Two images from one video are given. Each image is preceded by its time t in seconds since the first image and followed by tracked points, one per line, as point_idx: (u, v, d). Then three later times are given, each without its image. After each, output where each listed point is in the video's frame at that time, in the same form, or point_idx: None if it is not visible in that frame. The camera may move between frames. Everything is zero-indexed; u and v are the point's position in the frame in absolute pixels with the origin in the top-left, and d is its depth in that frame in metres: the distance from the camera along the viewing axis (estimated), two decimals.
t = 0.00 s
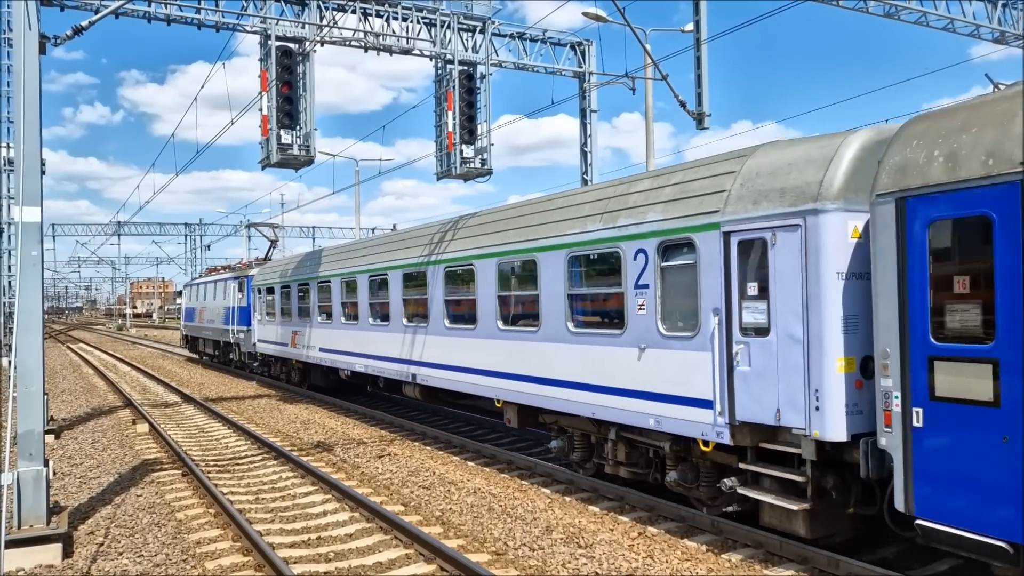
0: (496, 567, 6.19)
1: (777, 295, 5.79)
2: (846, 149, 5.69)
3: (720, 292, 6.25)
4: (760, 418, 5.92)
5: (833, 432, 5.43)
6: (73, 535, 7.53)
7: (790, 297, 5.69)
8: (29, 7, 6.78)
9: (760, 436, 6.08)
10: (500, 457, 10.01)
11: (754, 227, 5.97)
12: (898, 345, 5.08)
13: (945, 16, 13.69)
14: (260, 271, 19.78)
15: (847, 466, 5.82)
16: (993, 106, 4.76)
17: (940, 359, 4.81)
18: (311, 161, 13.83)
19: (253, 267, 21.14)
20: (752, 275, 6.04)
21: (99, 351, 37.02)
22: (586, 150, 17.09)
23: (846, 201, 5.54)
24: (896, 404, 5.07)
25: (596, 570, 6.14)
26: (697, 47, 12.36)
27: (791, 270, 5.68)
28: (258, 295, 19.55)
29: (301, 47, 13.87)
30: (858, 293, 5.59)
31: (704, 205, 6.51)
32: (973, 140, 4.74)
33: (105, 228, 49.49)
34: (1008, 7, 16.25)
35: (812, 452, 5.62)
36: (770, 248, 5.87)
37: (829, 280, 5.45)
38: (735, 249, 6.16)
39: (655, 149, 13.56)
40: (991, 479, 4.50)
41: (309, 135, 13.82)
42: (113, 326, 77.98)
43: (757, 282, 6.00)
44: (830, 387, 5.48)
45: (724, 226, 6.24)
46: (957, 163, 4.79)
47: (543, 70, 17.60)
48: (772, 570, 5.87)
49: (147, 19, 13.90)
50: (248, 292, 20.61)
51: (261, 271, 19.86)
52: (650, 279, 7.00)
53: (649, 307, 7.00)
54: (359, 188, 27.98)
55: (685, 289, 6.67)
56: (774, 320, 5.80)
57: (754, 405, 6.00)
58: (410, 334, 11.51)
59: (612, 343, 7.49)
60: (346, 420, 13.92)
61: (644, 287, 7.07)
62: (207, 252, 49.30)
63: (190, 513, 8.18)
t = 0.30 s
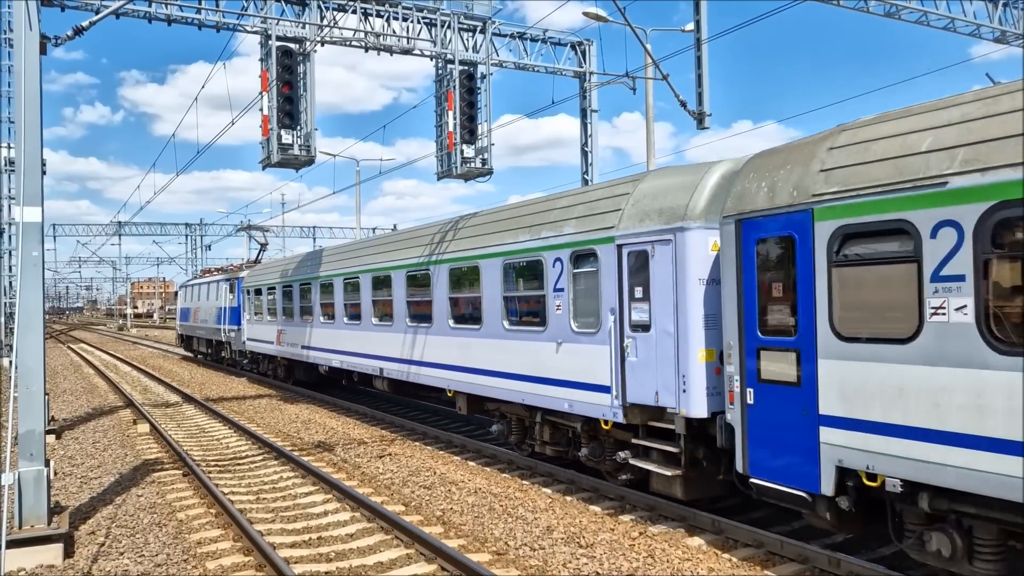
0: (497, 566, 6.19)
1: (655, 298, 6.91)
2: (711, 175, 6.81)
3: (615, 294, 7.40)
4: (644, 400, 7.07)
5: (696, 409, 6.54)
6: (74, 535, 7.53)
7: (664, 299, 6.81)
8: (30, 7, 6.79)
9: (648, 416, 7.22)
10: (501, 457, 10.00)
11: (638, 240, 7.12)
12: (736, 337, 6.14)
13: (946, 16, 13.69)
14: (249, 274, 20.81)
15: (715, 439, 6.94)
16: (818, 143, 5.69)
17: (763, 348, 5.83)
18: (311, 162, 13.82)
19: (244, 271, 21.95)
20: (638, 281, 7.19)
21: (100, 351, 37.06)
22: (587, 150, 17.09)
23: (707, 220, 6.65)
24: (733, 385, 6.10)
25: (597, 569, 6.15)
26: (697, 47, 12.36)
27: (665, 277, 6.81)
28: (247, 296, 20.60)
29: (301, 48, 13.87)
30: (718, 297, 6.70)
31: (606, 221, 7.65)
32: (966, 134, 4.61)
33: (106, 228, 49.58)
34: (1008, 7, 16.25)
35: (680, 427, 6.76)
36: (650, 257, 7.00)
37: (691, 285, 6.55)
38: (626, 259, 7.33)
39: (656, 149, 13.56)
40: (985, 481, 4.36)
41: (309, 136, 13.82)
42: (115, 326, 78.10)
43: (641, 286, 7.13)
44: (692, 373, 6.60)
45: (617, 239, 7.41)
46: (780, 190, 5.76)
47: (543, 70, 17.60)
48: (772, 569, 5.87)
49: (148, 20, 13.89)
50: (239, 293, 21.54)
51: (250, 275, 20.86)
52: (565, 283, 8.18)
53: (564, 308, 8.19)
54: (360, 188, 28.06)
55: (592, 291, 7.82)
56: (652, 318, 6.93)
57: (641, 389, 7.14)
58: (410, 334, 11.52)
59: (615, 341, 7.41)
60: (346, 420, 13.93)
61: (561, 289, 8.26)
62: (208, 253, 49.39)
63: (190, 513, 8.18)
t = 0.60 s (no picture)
0: (498, 566, 6.20)
1: (569, 300, 8.10)
2: (613, 197, 8.04)
3: (540, 297, 8.60)
4: (561, 387, 8.26)
5: (601, 394, 7.72)
6: (76, 535, 7.53)
7: (575, 301, 8.01)
8: (30, 7, 6.79)
9: (566, 400, 8.41)
10: (502, 456, 10.00)
11: (556, 251, 8.33)
12: (626, 332, 7.26)
13: (948, 16, 13.68)
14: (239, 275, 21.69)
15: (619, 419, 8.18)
16: (696, 171, 6.66)
17: (645, 341, 6.93)
18: (312, 161, 13.81)
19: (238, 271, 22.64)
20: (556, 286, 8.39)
21: (100, 351, 37.09)
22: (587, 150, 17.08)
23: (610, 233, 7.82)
24: (625, 373, 7.22)
25: (597, 569, 6.15)
26: (698, 47, 12.35)
27: (576, 282, 8.00)
28: (238, 295, 21.51)
29: (302, 48, 13.87)
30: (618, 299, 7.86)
31: (534, 233, 8.87)
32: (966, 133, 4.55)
33: (107, 228, 49.61)
34: (1010, 7, 16.24)
35: (591, 409, 7.95)
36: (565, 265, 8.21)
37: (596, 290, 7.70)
38: (548, 266, 8.53)
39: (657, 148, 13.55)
40: (985, 481, 4.33)
41: (310, 135, 13.82)
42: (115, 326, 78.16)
43: (559, 290, 8.34)
44: (597, 363, 7.77)
45: (541, 249, 8.65)
46: (658, 211, 6.82)
47: (544, 70, 17.59)
48: (772, 569, 5.87)
49: (148, 19, 13.88)
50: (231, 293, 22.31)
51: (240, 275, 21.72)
52: (501, 286, 9.35)
53: (500, 308, 9.35)
54: (360, 188, 28.08)
55: (522, 294, 8.99)
56: (567, 318, 8.11)
57: (561, 378, 8.33)
58: (411, 333, 11.55)
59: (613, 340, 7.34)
60: (348, 420, 13.93)
61: (498, 292, 9.42)
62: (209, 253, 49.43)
63: (191, 513, 8.18)
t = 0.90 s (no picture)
0: (499, 565, 6.20)
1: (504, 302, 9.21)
2: (541, 211, 9.22)
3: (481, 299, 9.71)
4: (499, 377, 9.38)
5: (529, 383, 8.78)
6: (78, 535, 7.54)
7: (509, 302, 9.12)
8: (32, 7, 6.79)
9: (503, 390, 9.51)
10: (503, 456, 9.99)
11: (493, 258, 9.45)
12: (548, 328, 8.39)
13: (950, 15, 13.67)
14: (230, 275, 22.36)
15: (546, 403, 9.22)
16: (646, 185, 7.15)
17: (562, 336, 8.06)
18: (313, 161, 13.81)
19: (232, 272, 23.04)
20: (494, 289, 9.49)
21: (100, 351, 37.09)
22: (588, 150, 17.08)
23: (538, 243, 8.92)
24: (547, 364, 8.34)
25: (599, 569, 6.15)
26: (699, 46, 12.35)
27: (510, 285, 9.10)
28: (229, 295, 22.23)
29: (303, 47, 13.88)
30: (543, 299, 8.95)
31: (477, 243, 10.00)
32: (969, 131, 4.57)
33: (108, 228, 49.61)
34: (1012, 6, 16.22)
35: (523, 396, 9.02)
36: (502, 270, 9.31)
37: (525, 291, 8.81)
38: (488, 271, 9.64)
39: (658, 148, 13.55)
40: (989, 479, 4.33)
41: (311, 135, 13.81)
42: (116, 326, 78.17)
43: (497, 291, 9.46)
44: (527, 356, 8.84)
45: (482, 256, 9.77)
46: (573, 225, 7.91)
47: (545, 69, 17.59)
48: (774, 569, 5.87)
49: (149, 19, 13.88)
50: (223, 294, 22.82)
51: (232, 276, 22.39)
52: (451, 289, 10.46)
53: (451, 308, 10.44)
54: (360, 188, 28.07)
55: (468, 296, 10.11)
56: (503, 317, 9.23)
57: (499, 369, 9.44)
58: (412, 333, 11.61)
59: (611, 340, 7.30)
60: (349, 419, 13.93)
61: (449, 294, 10.53)
62: (209, 253, 49.43)
63: (193, 513, 8.18)
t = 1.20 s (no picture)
0: (500, 566, 6.20)
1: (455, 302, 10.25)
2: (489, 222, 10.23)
3: (436, 299, 10.77)
4: (450, 369, 10.46)
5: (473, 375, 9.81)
6: (79, 535, 7.54)
7: (459, 303, 10.17)
8: (33, 8, 6.79)
9: (454, 380, 10.59)
10: (505, 456, 9.99)
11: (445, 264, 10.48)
12: (488, 327, 9.43)
13: (953, 14, 13.65)
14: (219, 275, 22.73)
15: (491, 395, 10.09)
16: (565, 203, 8.20)
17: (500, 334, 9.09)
18: (314, 162, 13.82)
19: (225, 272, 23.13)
20: (446, 292, 10.54)
21: (101, 350, 37.10)
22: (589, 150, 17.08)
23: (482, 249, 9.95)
24: (487, 358, 9.38)
25: (600, 569, 6.14)
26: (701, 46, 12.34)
27: (460, 288, 10.14)
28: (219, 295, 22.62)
29: (304, 48, 13.88)
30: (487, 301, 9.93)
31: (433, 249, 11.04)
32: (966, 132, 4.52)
33: (109, 228, 49.65)
34: (1015, 5, 16.19)
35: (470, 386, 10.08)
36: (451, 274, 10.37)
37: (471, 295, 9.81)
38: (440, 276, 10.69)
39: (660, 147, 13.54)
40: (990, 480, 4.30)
41: (312, 135, 13.82)
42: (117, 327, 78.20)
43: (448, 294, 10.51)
44: (472, 351, 9.88)
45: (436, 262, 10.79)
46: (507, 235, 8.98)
47: (546, 69, 17.59)
48: (775, 569, 5.87)
49: (151, 20, 13.87)
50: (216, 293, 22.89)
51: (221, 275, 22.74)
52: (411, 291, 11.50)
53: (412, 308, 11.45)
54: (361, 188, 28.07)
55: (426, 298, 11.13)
56: (454, 316, 10.29)
57: (451, 362, 10.50)
58: (412, 332, 11.51)
59: (609, 339, 7.26)
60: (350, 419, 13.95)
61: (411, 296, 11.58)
62: (210, 253, 49.43)
63: (194, 513, 8.18)
